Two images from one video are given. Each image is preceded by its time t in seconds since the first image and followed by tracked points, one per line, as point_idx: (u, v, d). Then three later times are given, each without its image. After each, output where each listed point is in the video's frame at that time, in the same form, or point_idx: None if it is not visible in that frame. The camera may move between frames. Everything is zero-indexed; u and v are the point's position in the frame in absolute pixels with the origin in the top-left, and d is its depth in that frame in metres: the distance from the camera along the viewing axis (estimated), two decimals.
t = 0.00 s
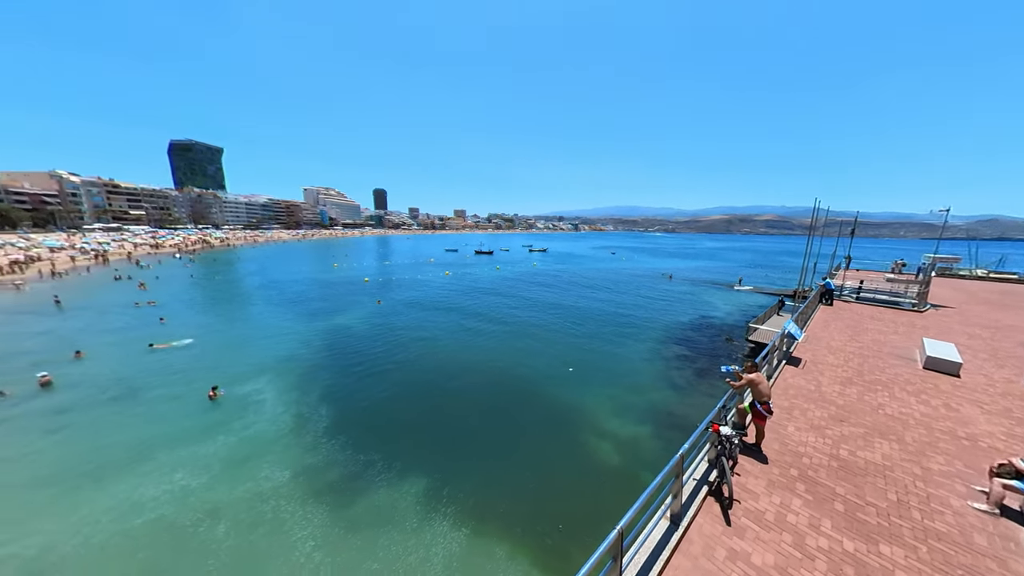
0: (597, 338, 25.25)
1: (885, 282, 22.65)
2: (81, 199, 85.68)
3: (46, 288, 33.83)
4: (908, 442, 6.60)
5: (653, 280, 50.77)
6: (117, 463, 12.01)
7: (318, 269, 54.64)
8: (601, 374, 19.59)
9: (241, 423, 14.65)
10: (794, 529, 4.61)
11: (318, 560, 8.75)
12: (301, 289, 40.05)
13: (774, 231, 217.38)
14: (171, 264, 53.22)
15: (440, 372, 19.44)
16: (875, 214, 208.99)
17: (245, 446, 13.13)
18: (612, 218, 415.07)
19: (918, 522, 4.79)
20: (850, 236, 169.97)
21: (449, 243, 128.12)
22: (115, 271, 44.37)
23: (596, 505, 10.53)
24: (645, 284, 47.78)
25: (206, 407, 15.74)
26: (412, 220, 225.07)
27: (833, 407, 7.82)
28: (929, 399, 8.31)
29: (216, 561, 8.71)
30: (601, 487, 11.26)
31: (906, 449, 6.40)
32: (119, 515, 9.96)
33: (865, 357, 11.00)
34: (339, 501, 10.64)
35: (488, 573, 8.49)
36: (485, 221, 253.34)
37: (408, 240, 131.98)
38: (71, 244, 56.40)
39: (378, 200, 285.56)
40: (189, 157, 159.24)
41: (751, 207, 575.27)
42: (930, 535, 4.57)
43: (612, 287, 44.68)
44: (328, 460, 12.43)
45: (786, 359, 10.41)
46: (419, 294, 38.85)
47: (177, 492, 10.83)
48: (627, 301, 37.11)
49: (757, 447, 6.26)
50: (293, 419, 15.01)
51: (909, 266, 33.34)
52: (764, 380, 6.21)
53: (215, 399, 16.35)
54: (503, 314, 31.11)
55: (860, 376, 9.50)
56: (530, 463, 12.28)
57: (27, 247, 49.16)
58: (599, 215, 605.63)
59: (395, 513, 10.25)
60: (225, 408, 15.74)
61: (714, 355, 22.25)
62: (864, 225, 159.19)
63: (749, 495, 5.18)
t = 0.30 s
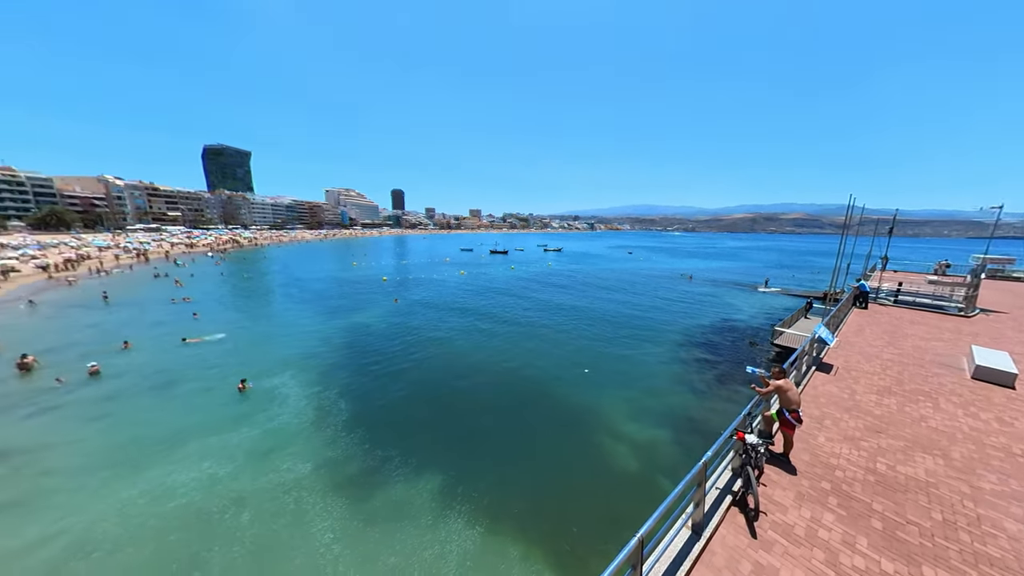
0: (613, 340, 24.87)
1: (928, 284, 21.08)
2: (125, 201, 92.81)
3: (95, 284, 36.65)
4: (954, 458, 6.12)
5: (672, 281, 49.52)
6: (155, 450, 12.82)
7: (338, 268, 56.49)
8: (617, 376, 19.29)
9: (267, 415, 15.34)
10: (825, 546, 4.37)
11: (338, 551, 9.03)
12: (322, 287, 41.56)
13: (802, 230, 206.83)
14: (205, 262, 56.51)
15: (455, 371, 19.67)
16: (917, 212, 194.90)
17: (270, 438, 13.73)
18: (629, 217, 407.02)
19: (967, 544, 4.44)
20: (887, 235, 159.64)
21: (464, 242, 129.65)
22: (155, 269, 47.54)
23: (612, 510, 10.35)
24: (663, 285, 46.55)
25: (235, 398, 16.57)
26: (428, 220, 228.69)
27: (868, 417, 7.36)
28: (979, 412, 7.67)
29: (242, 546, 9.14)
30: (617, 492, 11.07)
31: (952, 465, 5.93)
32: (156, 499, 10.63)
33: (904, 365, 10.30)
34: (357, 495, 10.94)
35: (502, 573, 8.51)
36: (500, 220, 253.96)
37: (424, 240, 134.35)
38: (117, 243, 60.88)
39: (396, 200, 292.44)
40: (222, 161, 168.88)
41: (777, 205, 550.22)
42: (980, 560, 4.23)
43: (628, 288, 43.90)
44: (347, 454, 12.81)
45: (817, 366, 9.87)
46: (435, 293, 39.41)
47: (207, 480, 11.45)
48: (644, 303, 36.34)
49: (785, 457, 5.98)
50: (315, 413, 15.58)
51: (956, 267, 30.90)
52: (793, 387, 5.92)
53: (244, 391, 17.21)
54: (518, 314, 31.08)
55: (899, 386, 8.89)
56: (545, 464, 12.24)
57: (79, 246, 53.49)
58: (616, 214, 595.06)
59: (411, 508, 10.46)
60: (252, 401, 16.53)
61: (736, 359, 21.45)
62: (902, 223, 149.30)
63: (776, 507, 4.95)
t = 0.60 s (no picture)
0: (629, 342, 24.39)
1: (977, 287, 19.45)
2: (164, 204, 99.03)
3: (137, 281, 39.35)
4: (1008, 477, 5.61)
5: (691, 282, 48.05)
6: (189, 438, 13.61)
7: (358, 267, 58.13)
8: (633, 378, 18.91)
9: (289, 408, 15.97)
10: (860, 565, 4.11)
11: (355, 544, 9.26)
12: (342, 285, 42.90)
13: (833, 229, 195.96)
14: (234, 261, 59.54)
15: (469, 370, 19.84)
16: (965, 208, 180.58)
17: (292, 430, 14.30)
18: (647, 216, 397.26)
19: None
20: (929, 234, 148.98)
21: (479, 242, 130.51)
22: (190, 267, 50.50)
23: (628, 515, 10.15)
24: (682, 286, 45.26)
25: (261, 391, 17.35)
26: (444, 220, 231.76)
27: (908, 430, 6.87)
28: None
29: (266, 534, 9.54)
30: (633, 496, 10.84)
31: (1006, 485, 5.44)
32: (187, 485, 11.27)
33: (950, 374, 9.54)
34: (374, 489, 11.20)
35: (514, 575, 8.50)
36: (514, 220, 253.72)
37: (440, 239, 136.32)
38: (156, 243, 65.10)
39: (413, 200, 297.73)
40: (250, 165, 177.43)
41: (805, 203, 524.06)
42: None
43: (645, 289, 42.95)
44: (364, 449, 13.15)
45: (850, 373, 9.30)
46: (450, 293, 39.90)
47: (235, 469, 12.05)
48: (662, 304, 35.43)
49: (815, 469, 5.67)
50: (334, 408, 16.10)
51: (1010, 269, 28.37)
52: (824, 395, 5.61)
53: (270, 384, 18.03)
54: (532, 315, 31.01)
55: (944, 396, 8.25)
56: (558, 466, 12.16)
57: (124, 246, 57.55)
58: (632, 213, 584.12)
59: (426, 505, 10.60)
60: (276, 393, 17.28)
61: (760, 364, 20.57)
62: (946, 221, 138.88)
63: (805, 521, 4.70)
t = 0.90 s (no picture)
0: (645, 345, 23.89)
1: None
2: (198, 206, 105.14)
3: (174, 279, 41.99)
4: None
5: (712, 284, 46.54)
6: (218, 429, 14.36)
7: (376, 266, 59.83)
8: (649, 382, 18.51)
9: (310, 402, 16.59)
10: None
11: (370, 538, 9.47)
12: (361, 284, 44.17)
13: (868, 228, 184.45)
14: (261, 260, 62.46)
15: (483, 370, 19.96)
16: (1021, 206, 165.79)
17: (312, 424, 14.83)
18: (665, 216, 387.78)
19: None
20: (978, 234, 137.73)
21: (494, 241, 131.47)
22: (221, 265, 53.45)
23: (643, 522, 9.93)
24: (702, 288, 43.86)
25: (284, 385, 18.10)
26: (460, 220, 234.24)
27: (953, 445, 6.36)
28: None
29: (287, 524, 9.93)
30: (648, 504, 10.58)
31: None
32: (215, 473, 11.89)
33: (1002, 386, 8.76)
34: (389, 485, 11.42)
35: None
36: (529, 220, 253.62)
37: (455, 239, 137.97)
38: (192, 242, 69.28)
39: (430, 201, 303.55)
40: (277, 167, 186.21)
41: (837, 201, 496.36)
42: None
43: (663, 290, 41.94)
44: (380, 445, 13.48)
45: (888, 382, 8.69)
46: (465, 292, 40.26)
47: (259, 459, 12.62)
48: (680, 306, 34.52)
49: (847, 484, 5.34)
50: (351, 403, 16.58)
51: None
52: (858, 405, 5.27)
53: (292, 378, 18.79)
54: (546, 316, 30.88)
55: (994, 410, 7.59)
56: (570, 469, 12.05)
57: (162, 245, 61.50)
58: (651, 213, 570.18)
59: (439, 502, 10.74)
60: (298, 388, 17.97)
61: (786, 370, 19.66)
62: (999, 220, 128.05)
63: (835, 539, 4.44)
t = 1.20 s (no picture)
0: (662, 349, 23.30)
1: None
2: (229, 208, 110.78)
3: (206, 276, 44.45)
4: None
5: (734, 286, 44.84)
6: (243, 420, 15.06)
7: (393, 266, 61.23)
8: (666, 387, 18.04)
9: (328, 397, 17.12)
10: None
11: (383, 533, 9.65)
12: (379, 283, 45.28)
13: (907, 228, 172.65)
14: (285, 259, 65.04)
15: (496, 371, 20.00)
16: None
17: (330, 418, 15.30)
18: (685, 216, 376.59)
19: None
20: None
21: (509, 242, 131.60)
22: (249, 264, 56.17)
23: (658, 531, 9.66)
24: (723, 291, 42.30)
25: (305, 380, 18.77)
26: (475, 220, 235.83)
27: (1007, 466, 5.81)
28: None
29: (306, 514, 10.29)
30: (664, 511, 10.32)
31: None
32: (240, 463, 12.44)
33: None
34: (402, 482, 11.62)
35: None
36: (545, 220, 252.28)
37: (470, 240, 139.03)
38: (223, 242, 73.06)
39: (446, 202, 307.28)
40: (301, 170, 193.64)
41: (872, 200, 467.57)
42: None
43: (681, 293, 40.78)
44: (394, 441, 13.73)
45: (930, 394, 8.08)
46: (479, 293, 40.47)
47: (280, 451, 13.12)
48: (700, 309, 33.46)
49: (884, 502, 4.98)
50: (368, 399, 16.99)
51: None
52: (897, 419, 4.91)
53: (312, 374, 19.47)
54: (560, 318, 30.63)
55: None
56: (583, 473, 11.87)
57: (196, 245, 65.22)
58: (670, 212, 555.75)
59: (450, 501, 10.82)
60: (317, 383, 18.60)
61: (814, 378, 18.66)
62: None
63: (869, 561, 4.15)
